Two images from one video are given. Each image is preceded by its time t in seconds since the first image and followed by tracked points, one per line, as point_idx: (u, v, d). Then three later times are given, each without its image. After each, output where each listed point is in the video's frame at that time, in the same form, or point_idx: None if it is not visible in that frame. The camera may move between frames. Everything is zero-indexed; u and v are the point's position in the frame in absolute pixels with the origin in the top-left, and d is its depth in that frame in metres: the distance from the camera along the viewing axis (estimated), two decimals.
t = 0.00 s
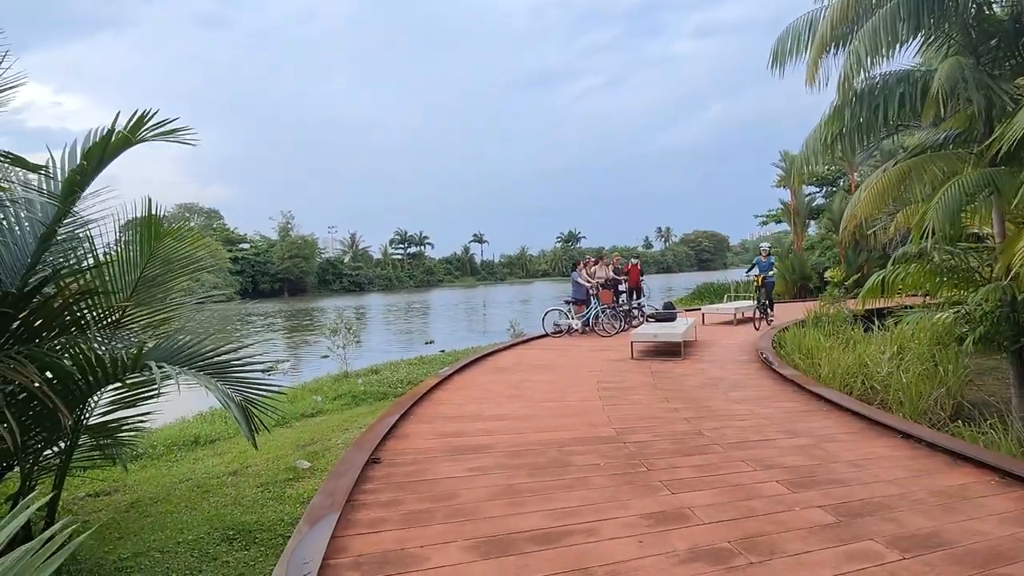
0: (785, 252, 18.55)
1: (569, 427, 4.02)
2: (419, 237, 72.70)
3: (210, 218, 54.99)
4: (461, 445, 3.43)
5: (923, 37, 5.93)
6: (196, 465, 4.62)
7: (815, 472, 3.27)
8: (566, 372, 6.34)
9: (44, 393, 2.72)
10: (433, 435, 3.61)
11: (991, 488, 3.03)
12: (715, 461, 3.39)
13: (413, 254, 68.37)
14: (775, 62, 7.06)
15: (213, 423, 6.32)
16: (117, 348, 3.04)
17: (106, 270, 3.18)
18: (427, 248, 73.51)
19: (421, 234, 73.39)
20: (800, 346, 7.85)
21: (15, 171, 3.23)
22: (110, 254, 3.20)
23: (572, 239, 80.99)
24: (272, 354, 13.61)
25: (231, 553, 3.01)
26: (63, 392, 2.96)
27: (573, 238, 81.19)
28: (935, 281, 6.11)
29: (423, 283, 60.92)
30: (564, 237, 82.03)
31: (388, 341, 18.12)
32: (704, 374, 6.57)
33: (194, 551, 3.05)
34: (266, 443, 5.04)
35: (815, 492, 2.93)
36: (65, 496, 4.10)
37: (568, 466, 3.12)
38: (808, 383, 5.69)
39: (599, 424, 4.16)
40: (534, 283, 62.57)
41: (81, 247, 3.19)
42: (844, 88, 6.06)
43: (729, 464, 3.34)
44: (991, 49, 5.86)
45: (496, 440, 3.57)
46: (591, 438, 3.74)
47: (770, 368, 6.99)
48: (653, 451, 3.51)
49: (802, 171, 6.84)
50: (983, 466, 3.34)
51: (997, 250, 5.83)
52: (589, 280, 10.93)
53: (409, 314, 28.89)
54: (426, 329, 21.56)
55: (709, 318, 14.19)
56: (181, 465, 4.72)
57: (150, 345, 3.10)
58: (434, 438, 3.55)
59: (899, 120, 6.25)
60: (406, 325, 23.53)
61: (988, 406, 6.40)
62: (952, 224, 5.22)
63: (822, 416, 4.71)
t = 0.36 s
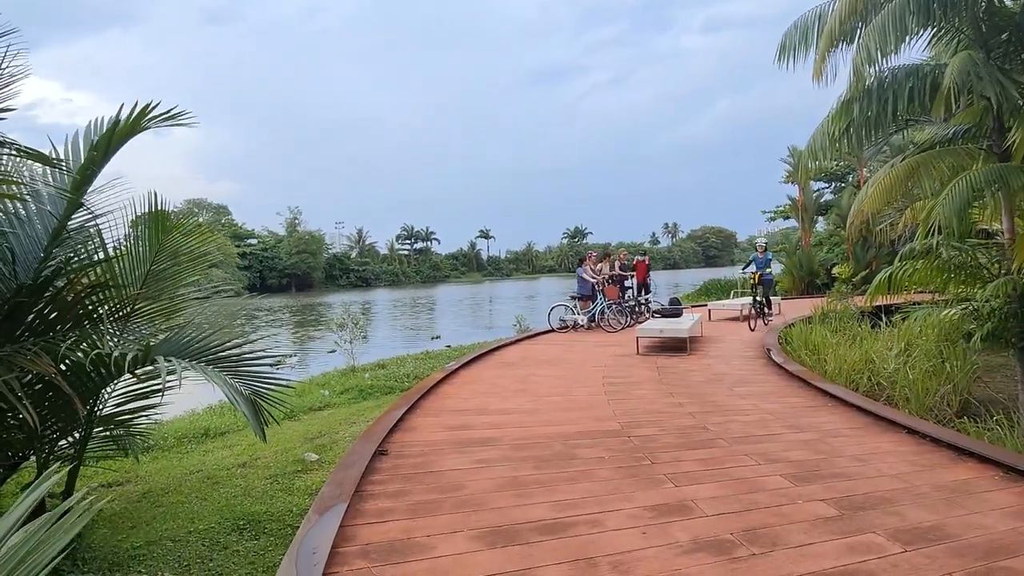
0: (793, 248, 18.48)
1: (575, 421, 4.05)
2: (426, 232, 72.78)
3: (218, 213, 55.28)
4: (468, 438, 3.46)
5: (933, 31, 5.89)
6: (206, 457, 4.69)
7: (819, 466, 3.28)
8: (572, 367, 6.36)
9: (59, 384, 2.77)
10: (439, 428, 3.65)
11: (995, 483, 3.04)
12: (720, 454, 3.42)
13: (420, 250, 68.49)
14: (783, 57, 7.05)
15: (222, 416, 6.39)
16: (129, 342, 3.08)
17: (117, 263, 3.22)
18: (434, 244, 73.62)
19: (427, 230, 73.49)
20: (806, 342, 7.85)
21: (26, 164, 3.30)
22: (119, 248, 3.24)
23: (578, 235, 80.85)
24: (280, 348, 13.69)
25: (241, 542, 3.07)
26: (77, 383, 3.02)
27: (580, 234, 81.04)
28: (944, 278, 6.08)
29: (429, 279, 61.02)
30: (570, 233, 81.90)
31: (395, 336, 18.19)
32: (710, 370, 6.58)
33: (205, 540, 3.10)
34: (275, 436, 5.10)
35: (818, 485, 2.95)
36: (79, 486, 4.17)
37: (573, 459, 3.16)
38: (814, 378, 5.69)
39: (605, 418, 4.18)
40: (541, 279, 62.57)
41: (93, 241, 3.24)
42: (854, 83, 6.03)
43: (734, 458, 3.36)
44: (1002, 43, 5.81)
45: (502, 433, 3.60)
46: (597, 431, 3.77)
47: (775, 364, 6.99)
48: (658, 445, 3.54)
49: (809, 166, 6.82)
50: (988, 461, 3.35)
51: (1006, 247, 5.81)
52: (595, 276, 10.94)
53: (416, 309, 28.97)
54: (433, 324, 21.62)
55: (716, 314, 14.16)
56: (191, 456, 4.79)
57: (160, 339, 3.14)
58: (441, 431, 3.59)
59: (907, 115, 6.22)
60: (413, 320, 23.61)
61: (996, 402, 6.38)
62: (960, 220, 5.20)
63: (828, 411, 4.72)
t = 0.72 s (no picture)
0: (797, 247, 18.44)
1: (577, 418, 4.07)
2: (429, 231, 72.84)
3: (223, 211, 55.49)
4: (470, 435, 3.49)
5: (936, 29, 5.88)
6: (211, 454, 4.73)
7: (820, 464, 3.30)
8: (575, 366, 6.38)
9: (67, 380, 2.81)
10: (442, 425, 3.68)
11: (995, 481, 3.04)
12: (721, 452, 3.43)
13: (423, 249, 68.55)
14: (786, 56, 7.05)
15: (227, 413, 6.44)
16: (135, 340, 3.12)
17: (124, 261, 3.25)
18: (437, 243, 73.67)
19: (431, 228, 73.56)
20: (809, 340, 7.85)
21: (31, 161, 3.33)
22: (126, 246, 3.27)
23: (582, 233, 80.85)
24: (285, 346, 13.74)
25: (246, 537, 3.10)
26: (84, 380, 3.06)
27: (584, 233, 81.03)
28: (947, 277, 6.07)
29: (433, 278, 61.10)
30: (574, 232, 81.88)
31: (398, 334, 18.24)
32: (713, 369, 6.59)
33: (210, 535, 3.14)
34: (279, 433, 5.14)
35: (819, 483, 2.97)
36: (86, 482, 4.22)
37: (575, 456, 3.18)
38: (816, 377, 5.70)
39: (606, 416, 4.20)
40: (544, 278, 62.57)
41: (100, 239, 3.27)
42: (856, 81, 6.03)
43: (735, 455, 3.38)
44: (1005, 41, 5.80)
45: (505, 430, 3.63)
46: (598, 429, 3.79)
47: (778, 363, 7.00)
48: (660, 443, 3.56)
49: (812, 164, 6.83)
50: (990, 459, 3.35)
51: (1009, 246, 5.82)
52: (598, 275, 10.95)
53: (419, 308, 29.02)
54: (436, 322, 21.67)
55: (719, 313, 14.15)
56: (197, 453, 4.83)
57: (167, 336, 3.17)
58: (443, 428, 3.62)
59: (912, 113, 6.22)
60: (416, 319, 23.66)
61: (999, 401, 6.37)
62: (963, 218, 5.20)
63: (830, 409, 4.73)
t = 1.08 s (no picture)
0: (799, 249, 18.42)
1: (577, 419, 4.08)
2: (431, 233, 72.90)
3: (225, 213, 55.62)
4: (471, 435, 3.50)
5: (936, 31, 5.88)
6: (213, 454, 4.74)
7: (820, 465, 3.31)
8: (575, 367, 6.39)
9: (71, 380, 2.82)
10: (443, 426, 3.70)
11: (995, 483, 3.05)
12: (721, 453, 3.44)
13: (425, 250, 68.59)
14: (787, 59, 7.05)
15: (229, 414, 6.46)
16: (138, 340, 3.13)
17: (126, 262, 3.27)
18: (439, 244, 73.72)
19: (433, 230, 73.61)
20: (811, 342, 7.85)
21: (34, 163, 3.36)
22: (129, 248, 3.29)
23: (584, 235, 80.84)
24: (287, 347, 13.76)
25: (247, 537, 3.12)
26: (88, 380, 3.07)
27: (585, 234, 81.03)
28: (948, 279, 6.07)
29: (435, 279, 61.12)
30: (576, 233, 81.88)
31: (400, 335, 18.25)
32: (714, 370, 6.59)
33: (212, 535, 3.15)
34: (280, 434, 5.15)
35: (818, 484, 2.98)
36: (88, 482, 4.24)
37: (575, 457, 3.19)
38: (818, 379, 5.70)
39: (607, 417, 4.21)
40: (546, 279, 62.58)
41: (103, 240, 3.28)
42: (856, 83, 6.05)
43: (735, 456, 3.39)
44: (1006, 44, 5.81)
45: (506, 431, 3.64)
46: (599, 430, 3.80)
47: (779, 365, 7.00)
48: (660, 444, 3.57)
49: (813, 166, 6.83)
50: (990, 461, 3.36)
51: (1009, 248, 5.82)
52: (599, 276, 10.95)
53: (421, 309, 29.04)
54: (437, 324, 21.67)
55: (721, 314, 14.14)
56: (198, 453, 4.85)
57: (169, 336, 3.19)
58: (445, 429, 3.63)
59: (913, 115, 6.23)
60: (417, 320, 23.66)
61: (1001, 403, 6.37)
62: (964, 220, 5.20)
63: (830, 411, 4.73)
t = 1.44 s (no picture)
0: (799, 251, 18.44)
1: (576, 422, 4.09)
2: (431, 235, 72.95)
3: (225, 215, 55.69)
4: (470, 437, 3.51)
5: (934, 35, 5.90)
6: (212, 456, 4.75)
7: (818, 468, 3.31)
8: (575, 369, 6.40)
9: (70, 381, 2.84)
10: (442, 427, 3.71)
11: (992, 486, 3.05)
12: (719, 456, 3.44)
13: (425, 252, 68.60)
14: (786, 62, 7.07)
15: (228, 416, 6.46)
16: (137, 342, 3.15)
17: (126, 264, 3.28)
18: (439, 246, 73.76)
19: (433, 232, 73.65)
20: (810, 345, 7.85)
21: (34, 163, 3.36)
22: (129, 250, 3.30)
23: (583, 237, 80.91)
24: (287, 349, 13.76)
25: (246, 539, 3.12)
26: (87, 381, 3.09)
27: (585, 237, 81.08)
28: (945, 283, 6.08)
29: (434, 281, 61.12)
30: (576, 236, 81.93)
31: (400, 338, 18.26)
32: (713, 373, 6.60)
33: (211, 537, 3.16)
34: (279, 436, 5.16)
35: (816, 487, 2.98)
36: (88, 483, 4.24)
37: (573, 459, 3.20)
38: (816, 382, 5.70)
39: (606, 419, 4.22)
40: (545, 282, 62.60)
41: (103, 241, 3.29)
42: (855, 87, 6.06)
43: (733, 459, 3.40)
44: (1002, 48, 5.83)
45: (505, 433, 3.65)
46: (598, 432, 3.81)
47: (778, 367, 7.01)
48: (658, 446, 3.58)
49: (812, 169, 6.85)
50: (988, 464, 3.36)
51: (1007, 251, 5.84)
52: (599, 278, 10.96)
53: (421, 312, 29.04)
54: (437, 326, 21.69)
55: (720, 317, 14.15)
56: (197, 455, 4.85)
57: (168, 338, 3.20)
58: (443, 431, 3.64)
59: (911, 119, 6.25)
60: (417, 322, 23.67)
61: (999, 406, 6.37)
62: (963, 223, 5.21)
63: (829, 414, 4.73)
